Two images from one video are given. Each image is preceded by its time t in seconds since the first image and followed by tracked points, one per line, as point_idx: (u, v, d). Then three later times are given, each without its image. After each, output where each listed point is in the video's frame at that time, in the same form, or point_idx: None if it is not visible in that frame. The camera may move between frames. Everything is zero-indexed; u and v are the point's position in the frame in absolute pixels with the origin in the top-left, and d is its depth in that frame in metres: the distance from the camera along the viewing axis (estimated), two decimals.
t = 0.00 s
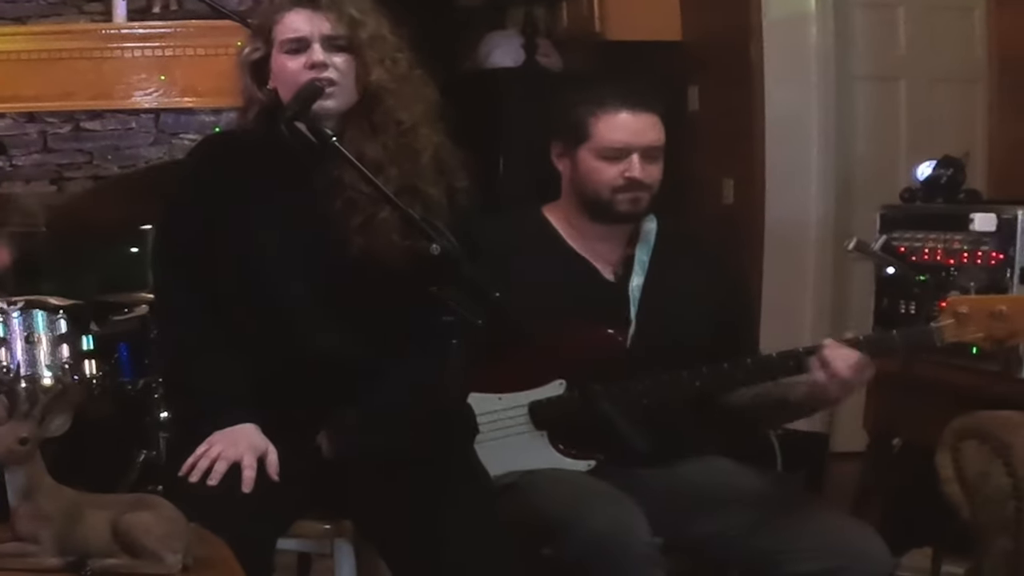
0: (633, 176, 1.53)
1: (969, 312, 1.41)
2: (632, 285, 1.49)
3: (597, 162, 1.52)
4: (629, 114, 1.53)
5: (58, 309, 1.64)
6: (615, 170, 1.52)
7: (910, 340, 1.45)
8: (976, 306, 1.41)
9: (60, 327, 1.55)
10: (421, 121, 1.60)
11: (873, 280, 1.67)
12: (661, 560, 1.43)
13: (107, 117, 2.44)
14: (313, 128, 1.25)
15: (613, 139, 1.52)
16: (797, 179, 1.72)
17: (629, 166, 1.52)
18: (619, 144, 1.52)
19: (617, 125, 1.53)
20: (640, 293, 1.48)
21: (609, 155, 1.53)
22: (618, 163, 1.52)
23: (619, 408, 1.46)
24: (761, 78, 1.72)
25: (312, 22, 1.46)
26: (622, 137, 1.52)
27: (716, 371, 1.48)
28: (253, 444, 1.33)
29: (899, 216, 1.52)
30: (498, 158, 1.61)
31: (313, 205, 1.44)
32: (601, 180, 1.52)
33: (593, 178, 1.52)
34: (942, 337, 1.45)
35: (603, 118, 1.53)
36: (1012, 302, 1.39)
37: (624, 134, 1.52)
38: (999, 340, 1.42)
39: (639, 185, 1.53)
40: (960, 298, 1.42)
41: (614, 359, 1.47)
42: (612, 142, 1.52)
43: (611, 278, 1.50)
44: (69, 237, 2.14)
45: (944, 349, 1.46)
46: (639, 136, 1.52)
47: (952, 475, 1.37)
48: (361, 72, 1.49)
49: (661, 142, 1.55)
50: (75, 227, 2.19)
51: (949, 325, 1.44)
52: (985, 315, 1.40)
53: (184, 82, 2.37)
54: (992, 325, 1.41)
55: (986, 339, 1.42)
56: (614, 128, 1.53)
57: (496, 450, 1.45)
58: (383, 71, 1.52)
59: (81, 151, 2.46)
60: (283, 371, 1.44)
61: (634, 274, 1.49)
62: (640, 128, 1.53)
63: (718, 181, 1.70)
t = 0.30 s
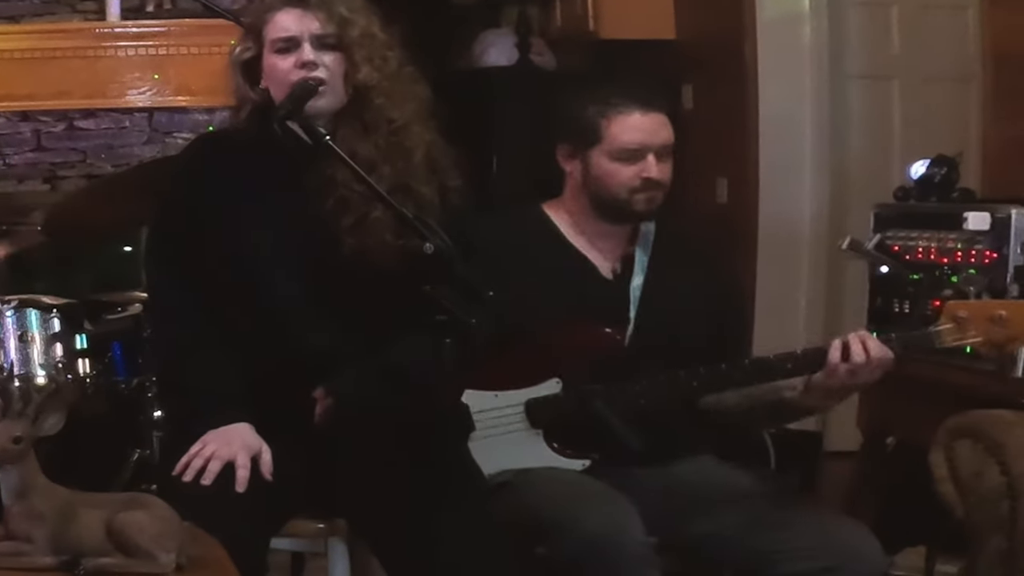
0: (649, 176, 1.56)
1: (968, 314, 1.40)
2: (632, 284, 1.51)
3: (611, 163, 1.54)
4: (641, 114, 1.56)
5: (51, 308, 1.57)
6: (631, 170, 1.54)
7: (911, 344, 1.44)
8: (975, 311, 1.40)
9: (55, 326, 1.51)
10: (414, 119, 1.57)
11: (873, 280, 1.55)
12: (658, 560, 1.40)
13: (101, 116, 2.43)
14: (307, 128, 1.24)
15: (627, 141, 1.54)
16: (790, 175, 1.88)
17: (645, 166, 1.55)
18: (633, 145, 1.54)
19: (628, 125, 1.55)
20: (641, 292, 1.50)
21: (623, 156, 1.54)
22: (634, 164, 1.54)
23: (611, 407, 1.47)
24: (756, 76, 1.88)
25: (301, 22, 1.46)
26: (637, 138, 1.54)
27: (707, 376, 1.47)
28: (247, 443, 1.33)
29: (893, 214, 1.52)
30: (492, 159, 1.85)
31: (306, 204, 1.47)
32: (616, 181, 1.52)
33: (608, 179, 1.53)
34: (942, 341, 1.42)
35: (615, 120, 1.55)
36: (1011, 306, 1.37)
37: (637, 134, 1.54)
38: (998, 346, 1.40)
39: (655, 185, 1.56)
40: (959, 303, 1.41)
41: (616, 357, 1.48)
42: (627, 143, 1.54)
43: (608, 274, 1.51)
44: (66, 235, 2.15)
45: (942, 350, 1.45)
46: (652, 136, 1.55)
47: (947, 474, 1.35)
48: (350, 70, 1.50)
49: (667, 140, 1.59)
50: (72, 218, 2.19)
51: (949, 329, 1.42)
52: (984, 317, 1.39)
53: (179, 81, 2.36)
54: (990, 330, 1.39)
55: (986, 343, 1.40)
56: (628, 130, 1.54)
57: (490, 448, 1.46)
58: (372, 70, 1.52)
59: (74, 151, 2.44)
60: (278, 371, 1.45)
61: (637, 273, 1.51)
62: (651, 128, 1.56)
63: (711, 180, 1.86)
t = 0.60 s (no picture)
0: (622, 174, 1.56)
1: (967, 320, 1.35)
2: (627, 284, 1.50)
3: (588, 157, 1.56)
4: (625, 112, 1.57)
5: (46, 307, 1.65)
6: (605, 166, 1.55)
7: (909, 348, 1.41)
8: (974, 318, 1.36)
9: (48, 325, 1.61)
10: (407, 117, 1.58)
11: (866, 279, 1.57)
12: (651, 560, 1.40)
13: (94, 114, 2.43)
14: (301, 127, 1.23)
15: (607, 136, 1.56)
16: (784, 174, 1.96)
17: (618, 163, 1.55)
18: (610, 141, 1.56)
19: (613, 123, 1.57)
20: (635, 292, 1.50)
21: (602, 152, 1.56)
22: (609, 160, 1.56)
23: (607, 407, 1.45)
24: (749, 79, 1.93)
25: (301, 18, 1.45)
26: (616, 134, 1.56)
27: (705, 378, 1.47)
28: (240, 443, 1.33)
29: (887, 214, 1.54)
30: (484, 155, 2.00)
31: (300, 203, 1.45)
32: (589, 174, 1.54)
33: (582, 173, 1.55)
34: (939, 349, 1.39)
35: (600, 114, 1.58)
36: (1010, 315, 1.32)
37: (616, 131, 1.56)
38: (996, 355, 1.34)
39: (626, 183, 1.56)
40: (958, 310, 1.37)
41: (613, 356, 1.47)
42: (604, 138, 1.56)
43: (607, 278, 1.51)
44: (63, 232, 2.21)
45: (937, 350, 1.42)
46: (630, 134, 1.56)
47: (940, 472, 1.34)
48: (350, 65, 1.49)
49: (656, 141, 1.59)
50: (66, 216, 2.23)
51: (947, 336, 1.38)
52: (983, 325, 1.34)
53: (172, 80, 2.37)
54: (989, 338, 1.34)
55: (982, 351, 1.34)
56: (607, 125, 1.57)
57: (484, 447, 1.45)
58: (371, 65, 1.51)
59: (68, 150, 2.44)
60: (273, 371, 1.45)
61: (631, 274, 1.50)
62: (632, 125, 1.57)
63: (708, 180, 1.87)
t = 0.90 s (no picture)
0: (617, 177, 1.53)
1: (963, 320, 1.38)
2: (610, 283, 1.50)
3: (579, 162, 1.53)
4: (611, 115, 1.55)
5: (39, 305, 1.56)
6: (599, 170, 1.52)
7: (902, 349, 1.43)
8: (970, 318, 1.39)
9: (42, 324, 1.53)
10: (401, 116, 1.57)
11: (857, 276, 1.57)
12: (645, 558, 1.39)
13: (88, 113, 2.43)
14: (295, 126, 1.22)
15: (596, 139, 1.53)
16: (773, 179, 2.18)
17: (613, 167, 1.52)
18: (601, 144, 1.53)
19: (602, 125, 1.55)
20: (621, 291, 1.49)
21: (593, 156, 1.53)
22: (602, 164, 1.52)
23: (602, 406, 1.47)
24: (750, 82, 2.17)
25: (290, 17, 1.44)
26: (607, 137, 1.54)
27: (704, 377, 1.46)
28: (233, 442, 1.33)
29: (882, 213, 1.55)
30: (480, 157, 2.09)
31: (294, 204, 1.46)
32: (583, 180, 1.51)
33: (575, 178, 1.52)
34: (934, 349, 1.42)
35: (586, 119, 1.54)
36: (1006, 316, 1.36)
37: (606, 135, 1.54)
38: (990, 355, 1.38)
39: (623, 186, 1.52)
40: (953, 309, 1.40)
41: (608, 357, 1.48)
42: (595, 142, 1.53)
43: (595, 279, 1.51)
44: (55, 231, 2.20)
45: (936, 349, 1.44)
46: (621, 136, 1.54)
47: (934, 471, 1.32)
48: (339, 67, 1.49)
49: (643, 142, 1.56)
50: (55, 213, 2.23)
51: (942, 336, 1.41)
52: (978, 326, 1.38)
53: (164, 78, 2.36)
54: (985, 339, 1.37)
55: (978, 352, 1.38)
56: (595, 128, 1.53)
57: (479, 443, 1.49)
58: (359, 66, 1.51)
59: (61, 148, 2.45)
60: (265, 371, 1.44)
61: (616, 273, 1.50)
62: (621, 128, 1.54)
63: (702, 178, 2.21)
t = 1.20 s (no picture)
0: (613, 174, 1.56)
1: (956, 319, 1.42)
2: (604, 281, 1.51)
3: (573, 160, 1.56)
4: (605, 112, 1.57)
5: (33, 304, 1.56)
6: (594, 167, 1.55)
7: (894, 349, 1.44)
8: (962, 318, 1.42)
9: (35, 322, 1.49)
10: (394, 115, 1.58)
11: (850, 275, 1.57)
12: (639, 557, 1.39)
13: (81, 112, 2.42)
14: (288, 125, 1.21)
15: (591, 137, 1.56)
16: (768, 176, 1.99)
17: (608, 163, 1.55)
18: (595, 142, 1.56)
19: (595, 124, 1.57)
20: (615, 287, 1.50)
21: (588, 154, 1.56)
22: (596, 162, 1.55)
23: (595, 405, 1.47)
24: (735, 76, 1.96)
25: (280, 18, 1.44)
26: (601, 135, 1.56)
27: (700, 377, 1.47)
28: (227, 441, 1.32)
29: (874, 211, 1.55)
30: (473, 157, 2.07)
31: (291, 202, 1.46)
32: (578, 178, 1.54)
33: (569, 175, 1.55)
34: (928, 349, 1.43)
35: (579, 117, 1.57)
36: (998, 316, 1.40)
37: (600, 132, 1.56)
38: (982, 355, 1.41)
39: (617, 183, 1.56)
40: (946, 310, 1.43)
41: (601, 355, 1.48)
42: (589, 140, 1.56)
43: (585, 276, 1.52)
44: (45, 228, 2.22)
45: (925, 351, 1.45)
46: (615, 133, 1.56)
47: (928, 469, 1.32)
48: (331, 66, 1.49)
49: (636, 139, 1.59)
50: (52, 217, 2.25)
51: (935, 336, 1.43)
52: (971, 325, 1.41)
53: (157, 78, 2.36)
54: (977, 338, 1.41)
55: (971, 352, 1.42)
56: (590, 126, 1.57)
57: (471, 443, 1.47)
58: (352, 65, 1.51)
59: (54, 147, 2.44)
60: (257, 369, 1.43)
61: (608, 271, 1.51)
62: (615, 124, 1.57)
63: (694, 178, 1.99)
